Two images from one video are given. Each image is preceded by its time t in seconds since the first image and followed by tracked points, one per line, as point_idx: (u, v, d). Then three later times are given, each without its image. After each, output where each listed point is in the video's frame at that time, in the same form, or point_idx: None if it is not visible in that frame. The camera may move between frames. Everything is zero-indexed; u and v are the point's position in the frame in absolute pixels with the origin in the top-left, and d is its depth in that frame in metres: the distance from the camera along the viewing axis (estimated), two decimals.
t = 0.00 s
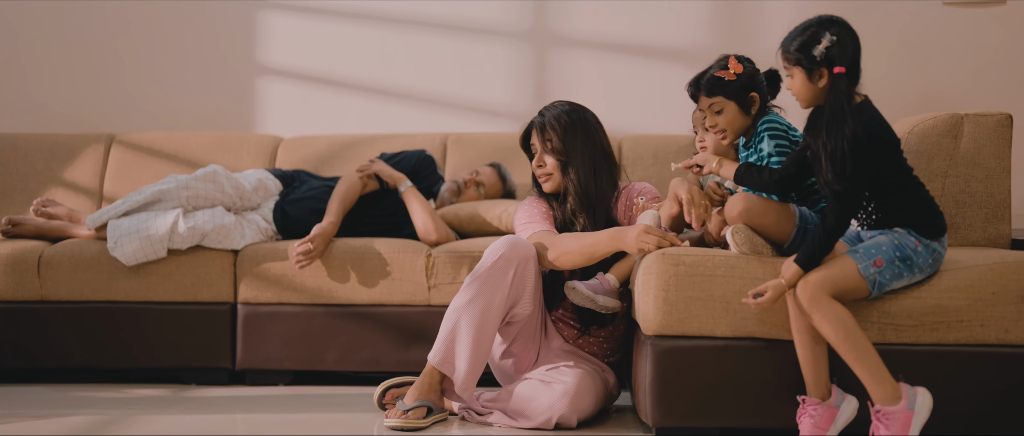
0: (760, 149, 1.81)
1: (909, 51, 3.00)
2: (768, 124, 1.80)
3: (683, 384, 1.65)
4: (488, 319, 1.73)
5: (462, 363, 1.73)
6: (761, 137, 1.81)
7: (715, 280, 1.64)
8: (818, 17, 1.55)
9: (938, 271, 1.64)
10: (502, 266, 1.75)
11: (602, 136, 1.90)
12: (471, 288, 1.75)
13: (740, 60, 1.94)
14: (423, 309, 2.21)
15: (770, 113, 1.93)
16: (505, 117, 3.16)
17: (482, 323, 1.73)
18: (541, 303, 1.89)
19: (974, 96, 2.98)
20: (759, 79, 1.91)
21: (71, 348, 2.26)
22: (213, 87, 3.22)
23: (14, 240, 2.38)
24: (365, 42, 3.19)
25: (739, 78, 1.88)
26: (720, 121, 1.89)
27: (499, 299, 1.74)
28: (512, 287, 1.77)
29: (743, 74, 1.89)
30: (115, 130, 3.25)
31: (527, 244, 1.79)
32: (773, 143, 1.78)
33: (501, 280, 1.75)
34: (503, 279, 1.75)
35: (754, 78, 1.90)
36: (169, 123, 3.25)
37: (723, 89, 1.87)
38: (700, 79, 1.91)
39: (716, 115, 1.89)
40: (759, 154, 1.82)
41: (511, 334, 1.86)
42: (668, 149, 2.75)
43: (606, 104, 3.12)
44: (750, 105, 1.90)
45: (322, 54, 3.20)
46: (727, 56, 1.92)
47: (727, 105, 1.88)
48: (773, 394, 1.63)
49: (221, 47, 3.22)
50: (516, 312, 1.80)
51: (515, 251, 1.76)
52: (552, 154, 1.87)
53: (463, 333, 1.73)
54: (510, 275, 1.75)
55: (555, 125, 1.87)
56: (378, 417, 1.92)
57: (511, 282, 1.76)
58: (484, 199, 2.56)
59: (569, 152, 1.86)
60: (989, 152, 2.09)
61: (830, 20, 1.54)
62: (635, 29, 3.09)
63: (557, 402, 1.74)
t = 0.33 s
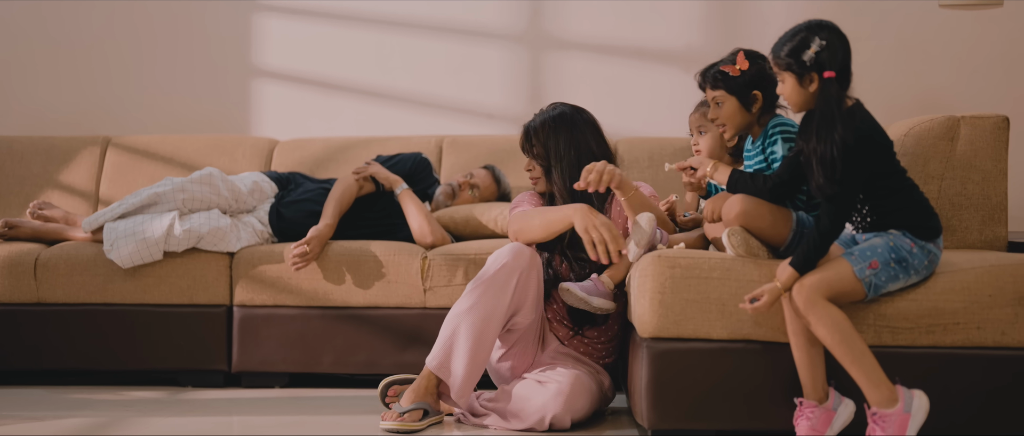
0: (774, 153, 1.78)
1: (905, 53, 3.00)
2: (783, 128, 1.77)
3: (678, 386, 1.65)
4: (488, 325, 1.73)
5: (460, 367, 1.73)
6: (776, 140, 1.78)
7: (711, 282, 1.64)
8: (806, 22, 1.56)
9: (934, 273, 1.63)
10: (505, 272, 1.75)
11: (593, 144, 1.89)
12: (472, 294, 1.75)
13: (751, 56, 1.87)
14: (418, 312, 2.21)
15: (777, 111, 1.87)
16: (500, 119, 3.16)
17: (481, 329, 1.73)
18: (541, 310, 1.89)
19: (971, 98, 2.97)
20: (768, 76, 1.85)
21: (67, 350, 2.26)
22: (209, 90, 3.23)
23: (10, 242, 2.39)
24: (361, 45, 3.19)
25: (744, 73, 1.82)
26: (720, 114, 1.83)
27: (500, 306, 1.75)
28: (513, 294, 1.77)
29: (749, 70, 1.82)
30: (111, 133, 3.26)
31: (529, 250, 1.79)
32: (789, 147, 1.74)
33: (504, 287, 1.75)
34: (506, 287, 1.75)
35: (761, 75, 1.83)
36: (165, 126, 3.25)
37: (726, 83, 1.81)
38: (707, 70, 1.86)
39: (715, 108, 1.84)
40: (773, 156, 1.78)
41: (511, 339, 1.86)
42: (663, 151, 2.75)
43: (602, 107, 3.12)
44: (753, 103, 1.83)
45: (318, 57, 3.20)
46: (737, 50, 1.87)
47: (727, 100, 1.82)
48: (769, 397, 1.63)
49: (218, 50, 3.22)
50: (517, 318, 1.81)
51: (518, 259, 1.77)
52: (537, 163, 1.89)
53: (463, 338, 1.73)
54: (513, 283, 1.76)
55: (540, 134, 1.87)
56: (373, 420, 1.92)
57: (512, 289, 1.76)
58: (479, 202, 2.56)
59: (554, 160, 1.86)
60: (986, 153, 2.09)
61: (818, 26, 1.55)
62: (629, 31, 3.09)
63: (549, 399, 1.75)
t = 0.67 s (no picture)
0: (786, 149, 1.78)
1: (908, 51, 3.00)
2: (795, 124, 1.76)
3: (681, 384, 1.65)
4: (508, 328, 1.75)
5: (476, 365, 1.73)
6: (787, 135, 1.78)
7: (714, 280, 1.64)
8: (809, 21, 1.56)
9: (938, 271, 1.63)
10: (525, 277, 1.76)
11: (587, 149, 1.95)
12: (491, 297, 1.75)
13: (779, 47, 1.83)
14: (421, 309, 2.21)
15: (793, 104, 1.84)
16: (503, 117, 3.16)
17: (500, 331, 1.74)
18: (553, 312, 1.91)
19: (973, 97, 2.98)
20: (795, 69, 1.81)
21: (70, 348, 2.26)
22: (212, 87, 3.23)
23: (13, 239, 2.39)
24: (363, 42, 3.19)
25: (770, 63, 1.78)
26: (741, 103, 1.80)
27: (520, 309, 1.76)
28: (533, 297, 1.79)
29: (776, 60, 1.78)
30: (114, 130, 3.25)
31: (553, 257, 1.79)
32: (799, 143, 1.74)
33: (525, 292, 1.76)
34: (525, 291, 1.76)
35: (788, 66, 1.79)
36: (168, 122, 3.25)
37: (751, 72, 1.78)
38: (732, 56, 1.82)
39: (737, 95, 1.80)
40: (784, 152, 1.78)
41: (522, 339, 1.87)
42: (667, 149, 2.75)
43: (604, 102, 3.12)
44: (774, 94, 1.80)
45: (322, 54, 3.20)
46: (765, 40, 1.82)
47: (749, 89, 1.78)
48: (772, 394, 1.63)
49: (221, 47, 3.22)
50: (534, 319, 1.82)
51: (541, 264, 1.77)
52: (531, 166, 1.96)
53: (480, 339, 1.73)
54: (533, 287, 1.77)
55: (535, 138, 1.95)
56: (377, 417, 1.92)
57: (533, 293, 1.77)
58: (482, 198, 2.56)
59: (547, 164, 1.94)
60: (989, 151, 2.09)
61: (821, 24, 1.55)
62: (633, 29, 3.09)
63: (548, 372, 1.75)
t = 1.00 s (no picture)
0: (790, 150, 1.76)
1: (905, 51, 2.99)
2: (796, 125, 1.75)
3: (678, 383, 1.65)
4: (480, 313, 1.77)
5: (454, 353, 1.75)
6: (790, 137, 1.76)
7: (711, 279, 1.64)
8: (807, 21, 1.55)
9: (936, 271, 1.63)
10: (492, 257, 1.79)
11: (535, 159, 1.90)
12: (461, 283, 1.78)
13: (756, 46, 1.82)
14: (418, 308, 2.21)
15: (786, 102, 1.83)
16: (501, 116, 3.16)
17: (472, 318, 1.76)
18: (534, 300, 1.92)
19: (971, 96, 2.97)
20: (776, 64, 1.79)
21: (68, 347, 2.26)
22: (209, 87, 3.23)
23: (11, 238, 2.39)
24: (361, 41, 3.19)
25: (746, 68, 1.78)
26: (729, 112, 1.81)
27: (490, 293, 1.78)
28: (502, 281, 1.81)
29: (753, 63, 1.78)
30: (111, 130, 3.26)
31: (519, 240, 1.82)
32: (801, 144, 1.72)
33: (492, 273, 1.79)
34: (492, 272, 1.79)
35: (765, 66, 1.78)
36: (165, 121, 3.25)
37: (729, 80, 1.79)
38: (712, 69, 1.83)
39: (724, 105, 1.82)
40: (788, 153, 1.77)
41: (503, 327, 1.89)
42: (663, 148, 2.75)
43: (601, 101, 3.12)
44: (760, 96, 1.79)
45: (319, 54, 3.20)
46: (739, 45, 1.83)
47: (732, 98, 1.79)
48: (770, 393, 1.63)
49: (218, 47, 3.22)
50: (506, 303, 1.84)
51: (502, 245, 1.80)
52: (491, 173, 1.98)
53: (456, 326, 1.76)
54: (499, 268, 1.79)
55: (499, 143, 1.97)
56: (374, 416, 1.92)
57: (500, 276, 1.79)
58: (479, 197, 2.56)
59: (501, 170, 1.94)
60: (986, 150, 2.08)
61: (820, 24, 1.54)
62: (630, 28, 3.09)
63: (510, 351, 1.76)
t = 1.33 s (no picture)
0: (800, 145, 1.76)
1: (915, 45, 2.98)
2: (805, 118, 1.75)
3: (689, 378, 1.65)
4: (460, 296, 1.82)
5: (437, 334, 1.78)
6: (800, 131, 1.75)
7: (722, 273, 1.64)
8: (803, 22, 1.55)
9: (947, 266, 1.62)
10: (471, 246, 1.87)
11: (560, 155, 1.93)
12: (445, 272, 1.85)
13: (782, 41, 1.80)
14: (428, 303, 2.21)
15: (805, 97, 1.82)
16: (510, 111, 3.15)
17: (456, 300, 1.81)
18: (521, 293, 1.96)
19: (982, 91, 2.96)
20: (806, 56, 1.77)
21: (80, 342, 2.27)
22: (219, 82, 3.23)
23: (22, 233, 2.40)
24: (370, 36, 3.19)
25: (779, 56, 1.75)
26: (753, 97, 1.77)
27: (470, 278, 1.84)
28: (484, 268, 1.87)
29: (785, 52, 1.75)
30: (121, 126, 3.26)
31: (500, 231, 1.92)
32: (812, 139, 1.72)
33: (472, 258, 1.86)
34: (472, 257, 1.86)
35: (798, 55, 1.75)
36: (175, 116, 3.25)
37: (760, 66, 1.74)
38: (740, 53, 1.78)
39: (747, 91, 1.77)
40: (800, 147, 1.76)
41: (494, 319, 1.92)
42: (674, 143, 2.75)
43: (611, 96, 3.11)
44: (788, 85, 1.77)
45: (329, 49, 3.20)
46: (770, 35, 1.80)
47: (760, 83, 1.75)
48: (781, 389, 1.63)
49: (228, 42, 3.23)
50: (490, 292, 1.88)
51: (480, 232, 1.88)
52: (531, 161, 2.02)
53: (442, 309, 1.80)
54: (479, 253, 1.86)
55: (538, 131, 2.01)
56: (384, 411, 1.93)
57: (479, 261, 1.86)
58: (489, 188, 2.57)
59: (538, 160, 1.99)
60: (998, 145, 2.08)
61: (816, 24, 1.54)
62: (639, 23, 3.09)
63: (496, 324, 1.79)
